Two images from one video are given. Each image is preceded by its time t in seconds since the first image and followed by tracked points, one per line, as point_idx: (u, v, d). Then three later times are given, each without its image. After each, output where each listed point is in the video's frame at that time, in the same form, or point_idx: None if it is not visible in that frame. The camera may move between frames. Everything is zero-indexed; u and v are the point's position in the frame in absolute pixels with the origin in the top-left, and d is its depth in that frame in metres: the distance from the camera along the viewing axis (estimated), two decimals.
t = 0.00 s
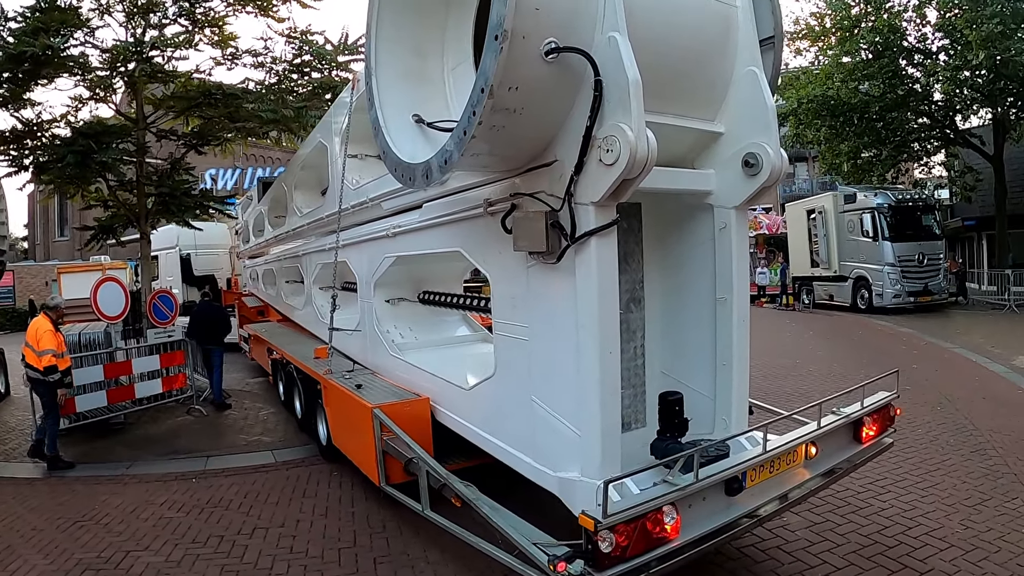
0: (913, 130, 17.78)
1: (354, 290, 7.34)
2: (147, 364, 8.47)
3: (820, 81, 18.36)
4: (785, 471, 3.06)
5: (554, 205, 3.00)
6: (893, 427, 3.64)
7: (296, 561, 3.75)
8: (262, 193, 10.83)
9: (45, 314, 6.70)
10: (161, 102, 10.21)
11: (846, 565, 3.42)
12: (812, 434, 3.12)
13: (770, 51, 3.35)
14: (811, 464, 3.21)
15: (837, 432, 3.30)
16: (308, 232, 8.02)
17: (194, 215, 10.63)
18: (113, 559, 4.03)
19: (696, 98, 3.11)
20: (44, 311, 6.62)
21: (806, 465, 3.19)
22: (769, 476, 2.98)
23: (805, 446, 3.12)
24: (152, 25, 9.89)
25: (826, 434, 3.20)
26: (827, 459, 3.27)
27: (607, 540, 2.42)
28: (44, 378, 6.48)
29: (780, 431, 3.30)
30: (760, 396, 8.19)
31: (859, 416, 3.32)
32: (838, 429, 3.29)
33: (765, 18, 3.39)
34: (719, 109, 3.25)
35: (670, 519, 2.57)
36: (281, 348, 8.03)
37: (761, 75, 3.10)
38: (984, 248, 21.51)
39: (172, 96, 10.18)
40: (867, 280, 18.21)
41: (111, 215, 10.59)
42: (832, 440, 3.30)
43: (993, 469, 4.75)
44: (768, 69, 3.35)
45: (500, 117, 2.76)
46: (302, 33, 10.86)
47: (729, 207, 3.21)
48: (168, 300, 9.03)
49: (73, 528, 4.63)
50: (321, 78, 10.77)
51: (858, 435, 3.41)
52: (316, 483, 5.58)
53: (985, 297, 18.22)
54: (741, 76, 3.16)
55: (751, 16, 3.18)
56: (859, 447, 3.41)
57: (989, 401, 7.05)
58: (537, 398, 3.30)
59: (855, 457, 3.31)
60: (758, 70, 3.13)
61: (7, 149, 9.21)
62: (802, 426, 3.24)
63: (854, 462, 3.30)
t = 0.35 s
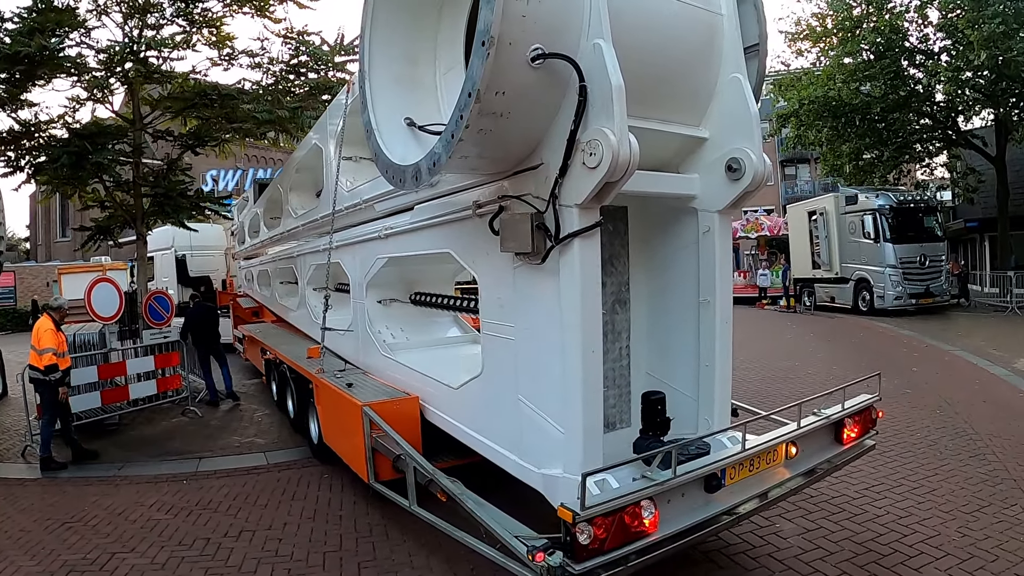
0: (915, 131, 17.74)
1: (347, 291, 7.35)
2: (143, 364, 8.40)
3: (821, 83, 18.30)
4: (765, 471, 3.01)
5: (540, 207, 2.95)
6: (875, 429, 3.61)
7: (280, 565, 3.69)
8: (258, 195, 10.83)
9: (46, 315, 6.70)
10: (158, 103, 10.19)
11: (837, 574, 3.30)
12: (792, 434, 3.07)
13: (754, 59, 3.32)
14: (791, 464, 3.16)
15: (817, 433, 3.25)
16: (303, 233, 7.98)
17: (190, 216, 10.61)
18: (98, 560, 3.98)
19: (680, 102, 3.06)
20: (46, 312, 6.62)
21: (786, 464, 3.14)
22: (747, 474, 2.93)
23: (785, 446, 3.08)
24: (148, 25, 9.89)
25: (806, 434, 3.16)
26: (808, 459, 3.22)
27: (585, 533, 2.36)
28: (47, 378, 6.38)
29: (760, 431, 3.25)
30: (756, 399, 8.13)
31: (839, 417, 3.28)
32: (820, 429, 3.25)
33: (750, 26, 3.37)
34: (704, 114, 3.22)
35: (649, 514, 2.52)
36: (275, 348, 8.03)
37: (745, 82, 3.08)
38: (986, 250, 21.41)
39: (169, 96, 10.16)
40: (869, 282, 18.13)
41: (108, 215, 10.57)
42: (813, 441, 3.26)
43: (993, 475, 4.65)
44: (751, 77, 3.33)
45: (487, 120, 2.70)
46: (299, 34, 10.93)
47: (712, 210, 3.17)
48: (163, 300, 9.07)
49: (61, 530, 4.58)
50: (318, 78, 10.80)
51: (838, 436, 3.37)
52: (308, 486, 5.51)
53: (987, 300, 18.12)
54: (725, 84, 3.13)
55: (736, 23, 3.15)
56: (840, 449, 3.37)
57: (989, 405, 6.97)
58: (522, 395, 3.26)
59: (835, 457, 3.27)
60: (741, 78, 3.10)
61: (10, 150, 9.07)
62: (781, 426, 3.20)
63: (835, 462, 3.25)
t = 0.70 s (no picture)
0: (937, 127, 17.31)
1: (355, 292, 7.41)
2: (159, 365, 8.48)
3: (841, 79, 18.01)
4: (752, 467, 3.02)
5: (529, 209, 2.96)
6: (869, 429, 3.59)
7: (278, 564, 3.72)
8: (272, 198, 10.97)
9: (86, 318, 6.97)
10: (174, 108, 10.35)
11: None
12: (780, 432, 3.07)
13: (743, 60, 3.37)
14: (780, 461, 3.15)
15: (808, 430, 3.25)
16: (314, 236, 8.09)
17: (205, 219, 10.76)
18: (103, 558, 4.05)
19: (667, 105, 3.14)
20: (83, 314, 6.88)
21: (776, 462, 3.14)
22: (735, 471, 2.93)
23: (773, 442, 3.07)
24: (165, 32, 10.07)
25: (795, 431, 3.16)
26: (799, 457, 3.21)
27: (565, 524, 2.41)
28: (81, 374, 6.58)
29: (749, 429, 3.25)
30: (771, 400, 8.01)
31: (831, 415, 3.28)
32: (810, 427, 3.24)
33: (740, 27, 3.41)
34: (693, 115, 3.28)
35: (630, 507, 2.55)
36: (287, 349, 8.15)
37: (733, 83, 3.13)
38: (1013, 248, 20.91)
39: (185, 101, 10.32)
40: (891, 280, 17.80)
41: (127, 219, 10.78)
42: (803, 438, 3.25)
43: (1007, 480, 4.53)
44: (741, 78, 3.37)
45: (475, 126, 2.71)
46: (312, 37, 11.14)
47: (703, 211, 3.21)
48: (181, 303, 9.17)
49: (70, 528, 4.67)
50: (331, 82, 10.93)
51: (830, 434, 3.36)
52: (315, 486, 5.44)
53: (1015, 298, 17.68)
54: (714, 86, 3.19)
55: (724, 24, 3.20)
56: (833, 447, 3.36)
57: (1010, 408, 6.79)
58: (515, 392, 3.25)
59: (826, 454, 3.25)
60: (730, 79, 3.15)
61: (29, 157, 9.26)
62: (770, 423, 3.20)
63: (826, 460, 3.23)
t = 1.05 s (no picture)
0: (965, 124, 16.93)
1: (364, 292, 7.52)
2: (174, 364, 8.60)
3: (866, 75, 17.54)
4: (732, 469, 3.19)
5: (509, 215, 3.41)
6: (861, 427, 3.77)
7: (273, 561, 3.76)
8: (288, 198, 11.13)
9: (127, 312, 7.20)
10: (193, 109, 10.52)
11: None
12: (761, 433, 3.25)
13: (724, 60, 3.70)
14: (762, 463, 3.33)
15: (792, 432, 3.43)
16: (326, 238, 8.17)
17: (223, 219, 10.93)
18: (106, 551, 4.14)
19: (649, 110, 3.53)
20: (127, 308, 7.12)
21: (758, 463, 3.31)
22: (713, 472, 3.10)
23: (753, 445, 3.26)
24: (185, 34, 10.28)
25: (776, 434, 3.32)
26: (783, 458, 3.38)
27: (533, 526, 2.55)
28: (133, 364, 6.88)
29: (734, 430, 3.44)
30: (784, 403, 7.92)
31: (817, 416, 3.46)
32: (794, 428, 3.42)
33: (720, 29, 3.71)
34: (676, 117, 3.65)
35: (600, 510, 2.71)
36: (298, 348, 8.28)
37: (712, 83, 3.47)
38: None
39: (203, 103, 10.49)
40: (917, 281, 17.43)
41: (148, 219, 11.01)
42: (786, 440, 3.42)
43: (1018, 491, 4.41)
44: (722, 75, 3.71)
45: (451, 135, 3.15)
46: (329, 38, 11.36)
47: (685, 212, 3.57)
48: (198, 302, 9.28)
49: (78, 522, 4.79)
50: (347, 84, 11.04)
51: (817, 435, 3.53)
52: (319, 484, 5.48)
53: None
54: (696, 86, 3.53)
55: (704, 25, 3.54)
56: (820, 447, 3.54)
57: None
58: (502, 394, 3.70)
59: (812, 455, 3.43)
60: (708, 79, 3.49)
61: (51, 158, 9.49)
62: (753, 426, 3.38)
63: (813, 461, 3.41)
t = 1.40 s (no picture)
0: (967, 126, 16.79)
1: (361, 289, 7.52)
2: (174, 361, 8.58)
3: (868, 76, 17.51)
4: (724, 469, 3.18)
5: (502, 215, 3.40)
6: (854, 428, 3.76)
7: (266, 561, 3.74)
8: (287, 196, 11.13)
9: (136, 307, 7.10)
10: (193, 106, 10.50)
11: None
12: (753, 433, 3.24)
13: (718, 61, 3.67)
14: (755, 462, 3.31)
15: (785, 431, 3.41)
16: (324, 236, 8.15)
17: (223, 216, 10.91)
18: (99, 549, 4.13)
19: (643, 111, 3.50)
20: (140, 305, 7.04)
21: (750, 463, 3.30)
22: (705, 472, 3.09)
23: (746, 444, 3.24)
24: (185, 31, 10.28)
25: (768, 434, 3.31)
26: (775, 458, 3.37)
27: (524, 523, 2.55)
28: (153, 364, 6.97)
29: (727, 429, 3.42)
30: (783, 404, 7.90)
31: (809, 416, 3.44)
32: (786, 427, 3.41)
33: (714, 29, 3.67)
34: (671, 118, 3.61)
35: (591, 508, 2.70)
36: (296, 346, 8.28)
37: (706, 83, 3.44)
38: None
39: (204, 100, 10.48)
40: (918, 282, 17.40)
41: (148, 216, 11.01)
42: (778, 440, 3.41)
43: (1017, 495, 4.38)
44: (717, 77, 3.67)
45: (445, 135, 3.13)
46: (329, 36, 11.35)
47: (679, 212, 3.54)
48: (197, 300, 9.23)
49: (73, 519, 4.77)
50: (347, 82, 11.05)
51: (809, 435, 3.52)
52: (315, 483, 5.46)
53: None
54: (689, 86, 3.50)
55: (698, 25, 3.50)
56: (812, 447, 3.53)
57: None
58: (496, 393, 3.68)
59: (804, 455, 3.42)
60: (702, 80, 3.45)
61: (51, 154, 9.49)
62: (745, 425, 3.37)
63: (805, 461, 3.40)
